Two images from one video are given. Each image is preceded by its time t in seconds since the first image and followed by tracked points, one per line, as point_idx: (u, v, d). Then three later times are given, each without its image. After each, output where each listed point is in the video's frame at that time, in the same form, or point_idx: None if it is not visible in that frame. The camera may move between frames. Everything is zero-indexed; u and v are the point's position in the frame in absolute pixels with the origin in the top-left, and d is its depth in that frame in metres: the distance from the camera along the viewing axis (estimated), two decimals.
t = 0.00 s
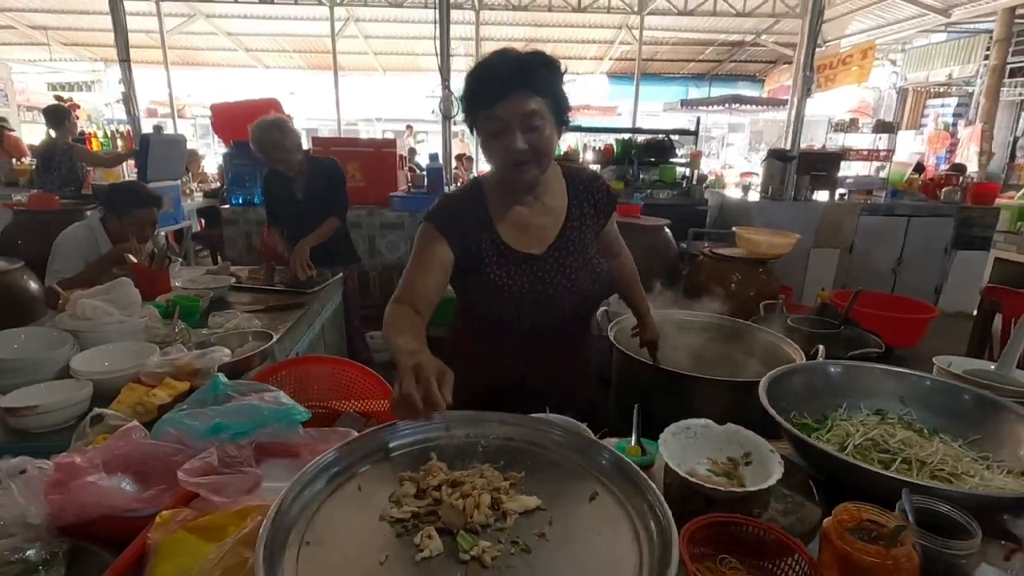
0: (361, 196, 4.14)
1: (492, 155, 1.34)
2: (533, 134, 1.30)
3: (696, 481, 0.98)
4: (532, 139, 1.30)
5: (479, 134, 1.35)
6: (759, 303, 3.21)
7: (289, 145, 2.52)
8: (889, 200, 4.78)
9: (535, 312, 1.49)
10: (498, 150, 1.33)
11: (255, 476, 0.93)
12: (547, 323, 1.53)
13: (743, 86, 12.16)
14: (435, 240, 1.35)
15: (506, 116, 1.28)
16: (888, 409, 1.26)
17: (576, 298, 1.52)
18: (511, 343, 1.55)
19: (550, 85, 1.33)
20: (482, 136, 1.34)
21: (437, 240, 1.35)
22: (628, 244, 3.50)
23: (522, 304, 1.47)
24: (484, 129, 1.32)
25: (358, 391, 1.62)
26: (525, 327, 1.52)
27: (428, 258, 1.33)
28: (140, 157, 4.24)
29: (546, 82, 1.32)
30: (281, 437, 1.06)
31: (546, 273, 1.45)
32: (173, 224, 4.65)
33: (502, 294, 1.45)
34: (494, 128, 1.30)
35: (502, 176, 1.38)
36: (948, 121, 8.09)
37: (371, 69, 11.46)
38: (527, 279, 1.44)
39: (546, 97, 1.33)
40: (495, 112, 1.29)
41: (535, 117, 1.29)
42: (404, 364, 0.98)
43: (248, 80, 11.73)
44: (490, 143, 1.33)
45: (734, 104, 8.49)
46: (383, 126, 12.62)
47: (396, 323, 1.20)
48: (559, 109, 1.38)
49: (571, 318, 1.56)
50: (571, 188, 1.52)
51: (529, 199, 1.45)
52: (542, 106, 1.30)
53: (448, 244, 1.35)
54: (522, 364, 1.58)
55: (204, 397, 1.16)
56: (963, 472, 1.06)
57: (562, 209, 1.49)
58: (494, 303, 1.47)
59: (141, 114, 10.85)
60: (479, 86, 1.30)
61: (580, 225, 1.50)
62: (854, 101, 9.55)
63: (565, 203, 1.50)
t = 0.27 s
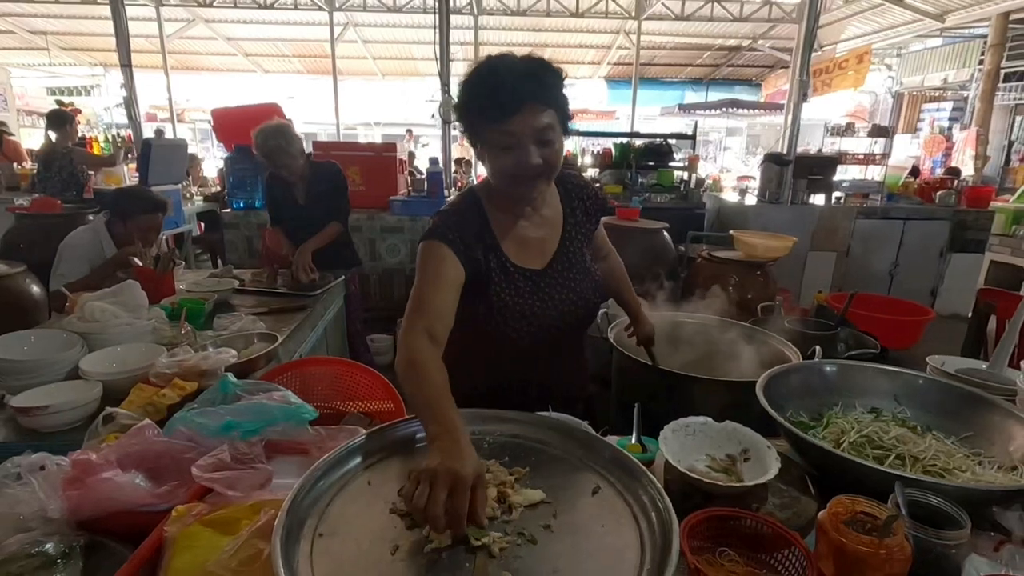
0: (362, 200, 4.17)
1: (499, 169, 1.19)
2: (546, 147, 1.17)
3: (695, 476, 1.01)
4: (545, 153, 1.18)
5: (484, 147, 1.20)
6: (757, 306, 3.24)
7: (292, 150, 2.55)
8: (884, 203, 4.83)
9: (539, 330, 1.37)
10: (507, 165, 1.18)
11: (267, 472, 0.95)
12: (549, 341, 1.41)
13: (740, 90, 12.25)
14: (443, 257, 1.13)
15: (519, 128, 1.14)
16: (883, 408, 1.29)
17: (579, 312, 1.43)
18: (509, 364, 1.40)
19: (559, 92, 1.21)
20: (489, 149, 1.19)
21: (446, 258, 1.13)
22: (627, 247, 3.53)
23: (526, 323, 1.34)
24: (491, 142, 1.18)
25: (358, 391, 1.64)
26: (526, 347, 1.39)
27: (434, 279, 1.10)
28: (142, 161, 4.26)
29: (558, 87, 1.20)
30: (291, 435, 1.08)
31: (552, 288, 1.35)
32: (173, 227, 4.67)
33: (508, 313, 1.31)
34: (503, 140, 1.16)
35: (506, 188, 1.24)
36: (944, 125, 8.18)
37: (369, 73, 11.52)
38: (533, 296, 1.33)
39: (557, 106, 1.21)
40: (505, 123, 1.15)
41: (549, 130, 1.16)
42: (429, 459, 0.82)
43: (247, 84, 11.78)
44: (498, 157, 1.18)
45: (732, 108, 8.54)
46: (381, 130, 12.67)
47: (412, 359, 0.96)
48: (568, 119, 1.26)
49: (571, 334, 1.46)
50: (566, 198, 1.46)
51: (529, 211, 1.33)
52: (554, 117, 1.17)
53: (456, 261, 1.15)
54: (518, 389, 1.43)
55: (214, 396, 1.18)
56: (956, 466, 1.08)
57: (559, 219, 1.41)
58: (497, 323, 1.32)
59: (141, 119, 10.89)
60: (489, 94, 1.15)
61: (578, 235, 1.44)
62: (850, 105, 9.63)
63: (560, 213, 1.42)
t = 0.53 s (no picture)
0: (362, 201, 4.18)
1: (553, 169, 1.18)
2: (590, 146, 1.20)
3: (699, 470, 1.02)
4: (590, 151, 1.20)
5: (538, 147, 1.16)
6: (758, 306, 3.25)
7: (294, 150, 2.56)
8: (883, 204, 4.85)
9: (550, 330, 1.38)
10: (562, 163, 1.17)
11: (275, 466, 0.96)
12: (559, 342, 1.42)
13: (738, 92, 12.28)
14: (458, 258, 1.14)
15: (577, 127, 1.15)
16: (884, 403, 1.30)
17: (590, 312, 1.43)
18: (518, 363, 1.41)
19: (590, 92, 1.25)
20: (541, 150, 1.17)
21: (459, 261, 1.14)
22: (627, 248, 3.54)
23: (539, 322, 1.35)
24: (547, 142, 1.15)
25: (360, 390, 1.64)
26: (536, 347, 1.39)
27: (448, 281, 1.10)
28: (143, 163, 4.27)
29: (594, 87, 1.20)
30: (298, 430, 1.10)
31: (565, 289, 1.36)
32: (174, 229, 4.68)
33: (520, 313, 1.32)
34: (559, 139, 1.15)
35: (543, 187, 1.23)
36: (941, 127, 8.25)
37: (369, 76, 11.55)
38: (545, 296, 1.33)
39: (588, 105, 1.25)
40: (563, 121, 1.14)
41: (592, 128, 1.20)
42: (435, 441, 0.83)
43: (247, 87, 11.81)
44: (553, 156, 1.16)
45: (730, 111, 8.58)
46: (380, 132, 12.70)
47: (418, 359, 0.96)
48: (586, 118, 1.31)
49: (580, 334, 1.46)
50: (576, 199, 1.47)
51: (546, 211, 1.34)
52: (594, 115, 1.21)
53: (468, 264, 1.16)
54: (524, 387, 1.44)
55: (222, 392, 1.19)
56: (956, 459, 1.10)
57: (570, 220, 1.42)
58: (509, 324, 1.32)
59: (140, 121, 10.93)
60: (545, 91, 1.13)
61: (588, 235, 1.45)
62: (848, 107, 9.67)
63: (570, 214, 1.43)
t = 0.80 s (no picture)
0: (368, 204, 4.18)
1: (611, 161, 1.25)
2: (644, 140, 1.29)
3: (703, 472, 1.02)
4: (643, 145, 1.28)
5: (599, 139, 1.23)
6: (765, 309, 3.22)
7: (300, 153, 2.57)
8: (892, 207, 4.82)
9: (589, 327, 1.40)
10: (620, 156, 1.25)
11: (278, 466, 0.96)
12: (596, 339, 1.44)
13: (745, 95, 12.24)
14: (490, 250, 1.31)
15: (633, 121, 1.23)
16: (892, 406, 1.29)
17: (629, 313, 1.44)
18: (555, 359, 1.44)
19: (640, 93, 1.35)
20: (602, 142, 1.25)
21: (493, 248, 1.31)
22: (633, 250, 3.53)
23: (576, 318, 1.38)
24: (608, 134, 1.23)
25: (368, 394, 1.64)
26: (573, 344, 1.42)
27: (477, 262, 1.30)
28: (152, 165, 4.30)
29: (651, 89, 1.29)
30: (301, 431, 1.10)
31: (603, 286, 1.39)
32: (182, 231, 4.70)
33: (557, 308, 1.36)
34: (619, 131, 1.23)
35: (598, 180, 1.30)
36: (950, 129, 8.16)
37: (375, 80, 11.60)
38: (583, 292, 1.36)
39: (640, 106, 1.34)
40: (623, 115, 1.23)
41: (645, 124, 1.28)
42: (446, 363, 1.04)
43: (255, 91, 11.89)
44: (613, 147, 1.24)
45: (737, 113, 8.55)
46: (386, 136, 12.75)
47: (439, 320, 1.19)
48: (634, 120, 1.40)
49: (619, 335, 1.47)
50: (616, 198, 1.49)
51: (594, 210, 1.40)
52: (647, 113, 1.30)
53: (502, 252, 1.31)
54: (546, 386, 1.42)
55: (227, 393, 1.19)
56: (965, 464, 1.08)
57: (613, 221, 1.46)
58: (546, 318, 1.37)
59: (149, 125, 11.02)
60: (607, 88, 1.21)
61: (629, 237, 1.47)
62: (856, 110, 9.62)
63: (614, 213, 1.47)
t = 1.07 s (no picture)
0: (378, 204, 4.18)
1: (645, 131, 1.32)
2: (688, 117, 1.33)
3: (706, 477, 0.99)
4: (687, 121, 1.32)
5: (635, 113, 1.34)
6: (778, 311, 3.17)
7: (307, 153, 2.58)
8: (909, 207, 4.73)
9: (621, 311, 1.45)
10: (653, 128, 1.31)
11: (275, 465, 0.96)
12: (627, 326, 1.48)
13: (760, 94, 12.10)
14: (537, 219, 1.47)
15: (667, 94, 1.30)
16: (904, 411, 1.25)
17: (666, 307, 1.46)
18: (587, 339, 1.51)
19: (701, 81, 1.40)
20: (638, 118, 1.33)
21: (539, 217, 1.47)
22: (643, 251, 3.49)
23: (610, 299, 1.43)
24: (639, 109, 1.33)
25: (372, 393, 1.63)
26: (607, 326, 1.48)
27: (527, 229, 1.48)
28: (165, 166, 4.34)
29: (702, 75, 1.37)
30: (300, 429, 1.09)
31: (642, 275, 1.42)
32: (195, 231, 4.75)
33: (593, 285, 1.44)
34: (653, 105, 1.32)
35: (641, 158, 1.37)
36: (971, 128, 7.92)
37: (388, 81, 11.64)
38: (619, 275, 1.42)
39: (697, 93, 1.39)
40: (656, 91, 1.32)
41: (690, 102, 1.33)
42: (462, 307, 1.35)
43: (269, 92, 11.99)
44: (646, 120, 1.32)
45: (752, 114, 8.46)
46: (399, 136, 12.79)
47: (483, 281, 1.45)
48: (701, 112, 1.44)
49: (659, 326, 1.49)
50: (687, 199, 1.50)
51: (654, 199, 1.46)
52: (696, 94, 1.35)
53: (549, 219, 1.46)
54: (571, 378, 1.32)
55: (228, 390, 1.19)
56: (980, 471, 1.04)
57: (674, 220, 1.47)
58: (582, 292, 1.45)
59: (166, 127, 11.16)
60: (639, 71, 1.34)
61: (690, 239, 1.47)
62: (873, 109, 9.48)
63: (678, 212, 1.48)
